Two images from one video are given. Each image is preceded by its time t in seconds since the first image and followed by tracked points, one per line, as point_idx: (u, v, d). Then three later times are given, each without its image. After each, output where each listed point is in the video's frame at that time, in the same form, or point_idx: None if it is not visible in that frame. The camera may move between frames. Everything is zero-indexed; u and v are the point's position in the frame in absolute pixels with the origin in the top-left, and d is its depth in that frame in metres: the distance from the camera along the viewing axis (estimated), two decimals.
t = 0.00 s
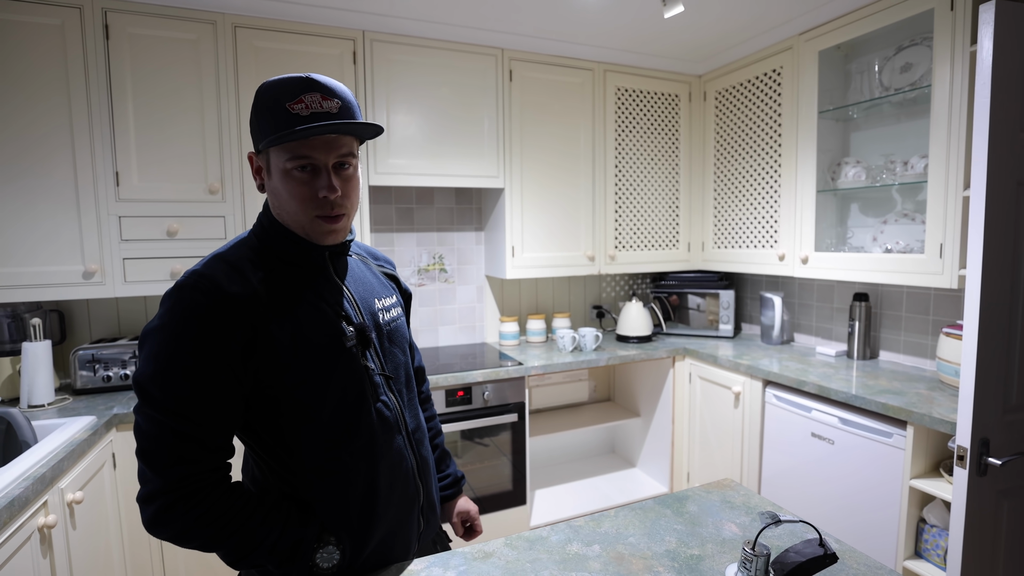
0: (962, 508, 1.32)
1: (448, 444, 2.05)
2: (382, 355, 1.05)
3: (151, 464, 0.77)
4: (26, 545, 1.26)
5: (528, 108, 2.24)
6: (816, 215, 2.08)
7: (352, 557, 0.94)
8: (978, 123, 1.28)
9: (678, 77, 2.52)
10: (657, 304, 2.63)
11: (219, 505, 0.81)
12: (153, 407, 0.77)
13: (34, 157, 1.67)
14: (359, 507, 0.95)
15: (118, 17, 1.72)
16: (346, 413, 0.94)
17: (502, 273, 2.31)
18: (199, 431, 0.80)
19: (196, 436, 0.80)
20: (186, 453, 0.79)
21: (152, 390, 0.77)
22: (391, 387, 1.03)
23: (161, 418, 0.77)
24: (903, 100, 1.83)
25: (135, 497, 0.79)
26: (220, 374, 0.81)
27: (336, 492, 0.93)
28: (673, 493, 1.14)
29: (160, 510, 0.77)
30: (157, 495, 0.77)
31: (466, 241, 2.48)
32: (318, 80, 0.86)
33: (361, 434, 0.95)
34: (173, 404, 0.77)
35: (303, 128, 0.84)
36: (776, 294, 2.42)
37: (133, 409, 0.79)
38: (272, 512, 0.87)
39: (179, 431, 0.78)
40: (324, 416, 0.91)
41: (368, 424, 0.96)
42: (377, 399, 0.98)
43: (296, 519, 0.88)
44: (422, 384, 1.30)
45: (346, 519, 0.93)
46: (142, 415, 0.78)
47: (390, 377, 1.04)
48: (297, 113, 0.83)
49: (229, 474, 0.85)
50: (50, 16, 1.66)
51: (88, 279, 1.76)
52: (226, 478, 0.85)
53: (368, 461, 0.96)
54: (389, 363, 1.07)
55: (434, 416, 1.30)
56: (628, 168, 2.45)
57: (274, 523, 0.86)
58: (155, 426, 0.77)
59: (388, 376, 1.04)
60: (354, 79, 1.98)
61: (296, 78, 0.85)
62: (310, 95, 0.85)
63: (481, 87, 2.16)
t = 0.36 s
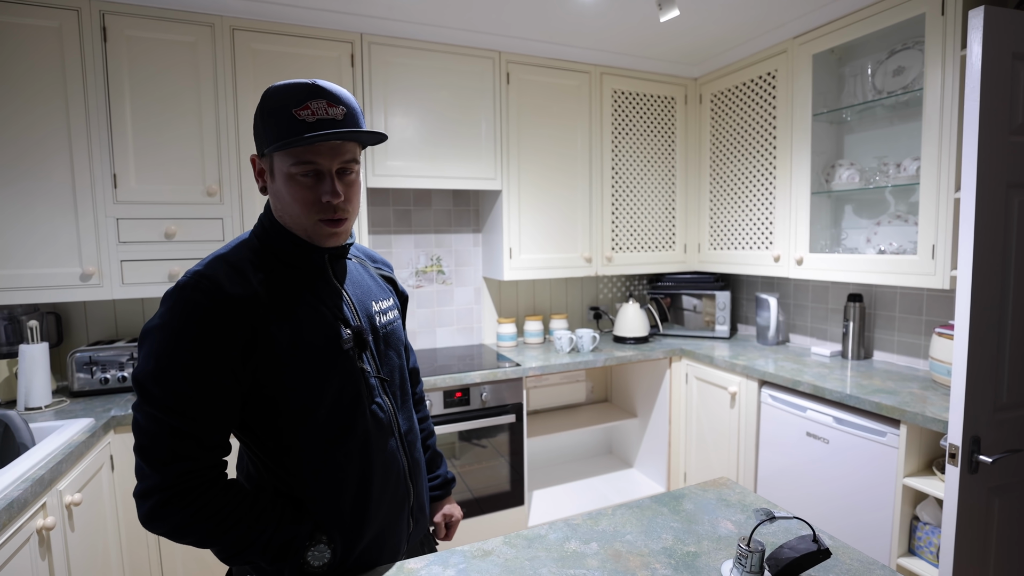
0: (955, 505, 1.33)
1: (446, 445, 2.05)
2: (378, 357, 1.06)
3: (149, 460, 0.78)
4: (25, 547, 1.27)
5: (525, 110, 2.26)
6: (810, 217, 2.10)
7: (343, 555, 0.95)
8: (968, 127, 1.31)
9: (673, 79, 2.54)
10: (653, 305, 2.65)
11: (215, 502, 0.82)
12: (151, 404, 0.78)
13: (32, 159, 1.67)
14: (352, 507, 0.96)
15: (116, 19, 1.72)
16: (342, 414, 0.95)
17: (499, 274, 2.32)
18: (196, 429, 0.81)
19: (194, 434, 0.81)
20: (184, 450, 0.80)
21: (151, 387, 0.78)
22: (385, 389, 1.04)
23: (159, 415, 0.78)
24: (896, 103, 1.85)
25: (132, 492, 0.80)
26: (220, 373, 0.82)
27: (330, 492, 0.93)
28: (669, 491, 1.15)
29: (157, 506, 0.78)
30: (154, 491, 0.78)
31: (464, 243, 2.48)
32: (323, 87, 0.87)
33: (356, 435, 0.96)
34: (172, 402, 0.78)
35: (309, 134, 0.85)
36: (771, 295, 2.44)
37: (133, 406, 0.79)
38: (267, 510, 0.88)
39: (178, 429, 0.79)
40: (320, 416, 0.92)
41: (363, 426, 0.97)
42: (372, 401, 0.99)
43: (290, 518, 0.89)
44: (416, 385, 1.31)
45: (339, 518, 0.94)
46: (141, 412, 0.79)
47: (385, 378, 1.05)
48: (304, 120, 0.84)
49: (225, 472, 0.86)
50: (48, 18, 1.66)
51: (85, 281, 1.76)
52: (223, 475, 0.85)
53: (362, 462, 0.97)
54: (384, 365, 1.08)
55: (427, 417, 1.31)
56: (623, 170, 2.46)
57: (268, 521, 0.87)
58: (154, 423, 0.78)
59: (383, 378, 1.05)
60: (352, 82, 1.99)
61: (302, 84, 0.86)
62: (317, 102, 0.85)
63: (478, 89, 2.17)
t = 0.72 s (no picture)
0: (952, 505, 1.33)
1: (444, 446, 2.05)
2: (374, 357, 1.06)
3: (150, 460, 0.79)
4: (25, 547, 1.27)
5: (522, 110, 2.26)
6: (807, 218, 2.10)
7: (342, 552, 0.96)
8: (965, 127, 1.31)
9: (670, 80, 2.54)
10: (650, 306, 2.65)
11: (215, 502, 0.83)
12: (152, 404, 0.79)
13: (30, 160, 1.68)
14: (350, 505, 0.96)
15: (114, 21, 1.73)
16: (339, 413, 0.95)
17: (497, 275, 2.32)
18: (197, 428, 0.81)
19: (195, 434, 0.81)
20: (184, 450, 0.80)
21: (152, 388, 0.78)
22: (381, 388, 1.05)
23: (160, 415, 0.78)
24: (893, 103, 1.85)
25: (133, 492, 0.80)
26: (220, 374, 0.83)
27: (329, 491, 0.94)
28: (667, 491, 1.15)
29: (159, 505, 0.79)
30: (155, 491, 0.79)
31: (461, 244, 2.49)
32: (327, 94, 0.88)
33: (354, 434, 0.96)
34: (173, 402, 0.79)
35: (312, 139, 0.85)
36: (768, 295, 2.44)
37: (133, 406, 0.80)
38: (266, 509, 0.88)
39: (178, 429, 0.79)
40: (318, 416, 0.93)
41: (360, 425, 0.97)
42: (369, 400, 1.00)
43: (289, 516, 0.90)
44: (409, 384, 1.32)
45: (337, 515, 0.95)
46: (142, 412, 0.79)
47: (381, 378, 1.06)
48: (307, 125, 0.85)
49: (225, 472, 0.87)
50: (46, 20, 1.67)
51: (84, 282, 1.77)
52: (223, 475, 0.86)
53: (359, 461, 0.98)
54: (379, 365, 1.09)
55: (420, 416, 1.31)
56: (621, 170, 2.46)
57: (268, 519, 0.88)
58: (154, 423, 0.79)
59: (378, 377, 1.05)
60: (349, 83, 1.99)
61: (306, 90, 0.87)
62: (320, 107, 0.86)
63: (475, 90, 2.18)
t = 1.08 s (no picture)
0: (952, 507, 1.33)
1: (441, 447, 2.05)
2: (368, 354, 1.06)
3: (150, 469, 0.79)
4: (21, 549, 1.27)
5: (520, 111, 2.25)
6: (806, 218, 2.09)
7: (348, 551, 0.96)
8: (965, 126, 1.30)
9: (668, 80, 2.53)
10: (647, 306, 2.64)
11: (217, 507, 0.83)
12: (148, 413, 0.78)
13: (26, 162, 1.68)
14: (354, 503, 0.96)
15: (110, 22, 1.72)
16: (338, 411, 0.95)
17: (494, 276, 2.32)
18: (195, 434, 0.81)
19: (193, 440, 0.81)
20: (183, 457, 0.80)
21: (147, 396, 0.78)
22: (377, 384, 1.05)
23: (158, 423, 0.78)
24: (892, 102, 1.84)
25: (134, 503, 0.80)
26: (215, 378, 0.82)
27: (331, 490, 0.94)
28: (665, 493, 1.15)
29: (161, 514, 0.79)
30: (157, 500, 0.79)
31: (459, 245, 2.49)
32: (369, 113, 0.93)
33: (353, 431, 0.96)
34: (169, 409, 0.78)
35: (368, 156, 0.90)
36: (766, 296, 2.43)
37: (129, 417, 0.79)
38: (269, 511, 0.88)
39: (177, 436, 0.79)
40: (317, 415, 0.92)
41: (358, 422, 0.97)
42: (365, 396, 1.00)
43: (293, 517, 0.90)
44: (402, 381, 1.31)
45: (341, 514, 0.94)
46: (138, 422, 0.79)
47: (377, 374, 1.05)
48: (371, 144, 0.89)
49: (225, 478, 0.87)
50: (42, 21, 1.67)
51: (81, 283, 1.76)
52: (223, 480, 0.86)
53: (360, 457, 0.97)
54: (374, 361, 1.08)
55: (415, 411, 1.31)
56: (619, 171, 2.46)
57: (272, 521, 0.88)
58: (151, 432, 0.78)
59: (374, 373, 1.05)
60: (346, 85, 1.99)
61: (357, 107, 0.90)
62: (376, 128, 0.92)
63: (472, 91, 2.17)
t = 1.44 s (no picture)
0: (953, 510, 1.31)
1: (439, 448, 2.04)
2: (365, 353, 1.06)
3: (152, 472, 0.77)
4: (17, 551, 1.27)
5: (518, 110, 2.25)
6: (806, 218, 2.08)
7: (350, 552, 0.96)
8: (966, 125, 1.29)
9: (667, 80, 2.52)
10: (646, 307, 2.62)
11: (220, 509, 0.82)
12: (150, 414, 0.77)
13: (23, 163, 1.68)
14: (355, 502, 0.96)
15: (107, 23, 1.72)
16: (339, 411, 0.94)
17: (492, 277, 2.31)
18: (199, 435, 0.80)
19: (196, 441, 0.80)
20: (187, 459, 0.79)
21: (147, 398, 0.77)
22: (374, 383, 1.05)
23: (158, 427, 0.77)
24: (892, 101, 1.83)
25: (134, 507, 0.79)
26: (218, 378, 0.81)
27: (333, 490, 0.94)
28: (663, 495, 1.14)
29: (163, 519, 0.78)
30: (159, 503, 0.78)
31: (456, 245, 2.48)
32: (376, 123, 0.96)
33: (354, 430, 0.96)
34: (171, 411, 0.77)
35: (381, 161, 0.93)
36: (766, 296, 2.42)
37: (129, 419, 0.78)
38: (273, 513, 0.88)
39: (177, 439, 0.78)
40: (319, 413, 0.92)
41: (359, 420, 0.97)
42: (364, 394, 1.00)
43: (296, 518, 0.89)
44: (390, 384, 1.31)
45: (342, 515, 0.94)
46: (138, 424, 0.77)
47: (374, 373, 1.05)
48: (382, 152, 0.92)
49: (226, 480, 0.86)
50: (40, 22, 1.67)
51: (79, 284, 1.77)
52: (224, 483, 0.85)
53: (360, 456, 0.97)
54: (370, 360, 1.08)
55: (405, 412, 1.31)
56: (618, 170, 2.45)
57: (276, 523, 0.87)
58: (153, 433, 0.77)
59: (371, 373, 1.05)
60: (343, 85, 1.98)
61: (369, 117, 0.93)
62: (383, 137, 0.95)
63: (470, 91, 2.16)
